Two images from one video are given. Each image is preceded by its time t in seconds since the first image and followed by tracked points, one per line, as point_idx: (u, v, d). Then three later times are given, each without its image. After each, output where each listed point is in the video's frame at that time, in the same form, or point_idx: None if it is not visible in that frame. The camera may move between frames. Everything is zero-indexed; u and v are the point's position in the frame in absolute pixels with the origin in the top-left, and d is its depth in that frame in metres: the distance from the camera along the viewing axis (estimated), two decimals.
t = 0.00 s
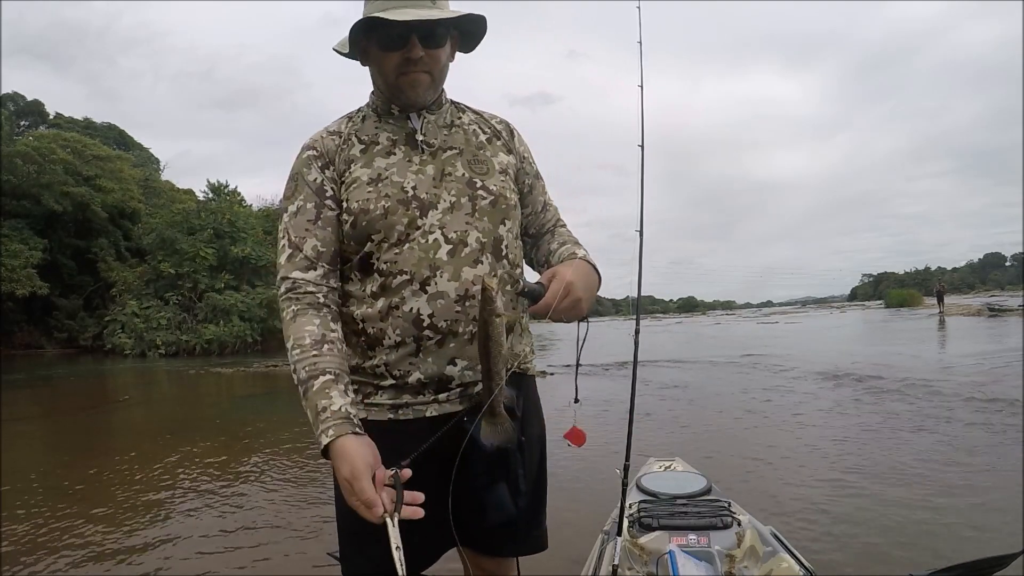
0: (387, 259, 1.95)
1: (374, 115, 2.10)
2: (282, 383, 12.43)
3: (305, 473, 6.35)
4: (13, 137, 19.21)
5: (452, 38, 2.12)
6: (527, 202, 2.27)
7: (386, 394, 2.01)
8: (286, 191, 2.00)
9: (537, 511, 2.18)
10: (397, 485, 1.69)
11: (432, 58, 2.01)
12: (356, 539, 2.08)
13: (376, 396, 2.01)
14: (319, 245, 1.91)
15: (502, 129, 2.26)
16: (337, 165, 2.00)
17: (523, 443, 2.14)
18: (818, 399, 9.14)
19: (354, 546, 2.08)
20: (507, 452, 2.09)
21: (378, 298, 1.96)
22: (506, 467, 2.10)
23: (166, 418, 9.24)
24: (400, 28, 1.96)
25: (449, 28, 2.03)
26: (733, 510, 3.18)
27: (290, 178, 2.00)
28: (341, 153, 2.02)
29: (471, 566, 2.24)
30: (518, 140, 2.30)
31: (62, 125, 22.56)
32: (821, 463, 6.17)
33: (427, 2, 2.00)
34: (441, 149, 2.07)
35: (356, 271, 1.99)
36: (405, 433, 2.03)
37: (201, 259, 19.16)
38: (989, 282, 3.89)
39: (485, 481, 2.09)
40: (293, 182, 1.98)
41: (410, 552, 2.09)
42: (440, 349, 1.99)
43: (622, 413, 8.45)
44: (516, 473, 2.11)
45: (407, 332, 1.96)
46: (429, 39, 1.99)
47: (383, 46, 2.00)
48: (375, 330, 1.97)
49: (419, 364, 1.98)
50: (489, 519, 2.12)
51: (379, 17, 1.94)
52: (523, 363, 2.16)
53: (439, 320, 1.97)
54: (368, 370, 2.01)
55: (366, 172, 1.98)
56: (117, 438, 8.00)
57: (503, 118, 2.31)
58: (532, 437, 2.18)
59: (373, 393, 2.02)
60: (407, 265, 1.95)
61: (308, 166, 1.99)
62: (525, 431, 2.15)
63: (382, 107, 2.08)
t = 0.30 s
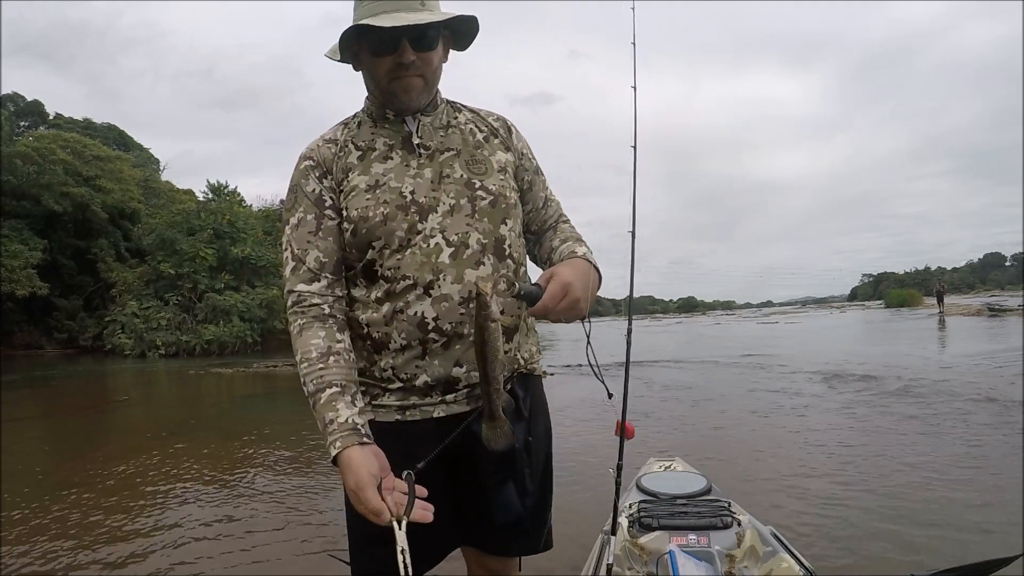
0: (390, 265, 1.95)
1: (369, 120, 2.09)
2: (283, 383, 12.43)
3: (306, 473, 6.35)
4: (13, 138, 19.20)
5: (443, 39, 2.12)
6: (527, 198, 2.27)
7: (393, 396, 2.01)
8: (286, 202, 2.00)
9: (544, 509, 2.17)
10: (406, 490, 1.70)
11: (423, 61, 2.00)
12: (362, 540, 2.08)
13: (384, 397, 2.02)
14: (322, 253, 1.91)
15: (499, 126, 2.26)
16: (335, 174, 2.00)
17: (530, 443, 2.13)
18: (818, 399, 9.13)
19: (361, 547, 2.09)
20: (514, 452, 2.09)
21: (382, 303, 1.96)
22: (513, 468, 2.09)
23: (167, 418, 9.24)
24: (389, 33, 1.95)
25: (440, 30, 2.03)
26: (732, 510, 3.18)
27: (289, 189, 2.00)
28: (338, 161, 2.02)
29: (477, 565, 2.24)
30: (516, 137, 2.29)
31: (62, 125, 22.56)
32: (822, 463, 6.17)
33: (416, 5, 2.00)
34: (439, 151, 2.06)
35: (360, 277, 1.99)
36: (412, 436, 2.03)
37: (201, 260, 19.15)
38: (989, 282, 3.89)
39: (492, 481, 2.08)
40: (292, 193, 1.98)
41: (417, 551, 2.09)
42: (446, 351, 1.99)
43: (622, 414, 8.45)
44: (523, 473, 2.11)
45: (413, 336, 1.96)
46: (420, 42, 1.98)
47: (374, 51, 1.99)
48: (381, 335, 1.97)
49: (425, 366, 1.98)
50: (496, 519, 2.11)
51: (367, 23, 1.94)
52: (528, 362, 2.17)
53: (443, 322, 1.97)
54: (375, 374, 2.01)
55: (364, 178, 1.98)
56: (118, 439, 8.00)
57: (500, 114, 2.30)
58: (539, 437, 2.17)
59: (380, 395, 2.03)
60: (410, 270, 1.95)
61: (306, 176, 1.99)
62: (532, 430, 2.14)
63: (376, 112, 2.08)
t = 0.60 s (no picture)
0: (389, 266, 1.95)
1: (368, 121, 2.10)
2: (283, 383, 12.42)
3: (306, 473, 6.35)
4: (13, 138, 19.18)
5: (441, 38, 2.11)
6: (529, 198, 2.26)
7: (395, 396, 2.01)
8: (285, 204, 2.02)
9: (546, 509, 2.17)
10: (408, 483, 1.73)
11: (421, 61, 2.00)
12: (364, 540, 2.09)
13: (386, 398, 2.02)
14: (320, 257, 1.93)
15: (500, 125, 2.26)
16: (334, 176, 2.02)
17: (532, 443, 2.13)
18: (818, 399, 9.13)
19: (362, 546, 2.09)
20: (516, 453, 2.09)
21: (382, 304, 1.97)
22: (515, 468, 2.09)
23: (166, 418, 9.23)
24: (387, 33, 1.95)
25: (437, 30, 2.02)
26: (732, 510, 3.17)
27: (288, 191, 2.02)
28: (336, 164, 2.03)
29: (478, 565, 2.24)
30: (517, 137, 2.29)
31: (62, 125, 22.54)
32: (821, 463, 6.17)
33: (413, 5, 2.00)
34: (437, 152, 2.06)
35: (361, 278, 2.00)
36: (412, 436, 2.02)
37: (201, 260, 19.15)
38: (989, 283, 3.89)
39: (493, 482, 2.08)
40: (292, 196, 2.00)
41: (418, 551, 2.08)
42: (446, 352, 1.99)
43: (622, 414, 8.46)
44: (525, 474, 2.11)
45: (413, 337, 1.96)
46: (418, 42, 1.98)
47: (371, 51, 1.98)
48: (381, 335, 1.97)
49: (426, 368, 1.98)
50: (498, 520, 2.10)
51: (364, 25, 1.94)
52: (530, 362, 2.17)
53: (443, 324, 1.97)
54: (376, 376, 2.01)
55: (362, 180, 1.99)
56: (117, 439, 7.99)
57: (500, 113, 2.30)
58: (541, 437, 2.16)
59: (382, 396, 2.02)
60: (408, 272, 1.95)
61: (304, 179, 2.01)
62: (533, 431, 2.14)
63: (375, 113, 2.08)
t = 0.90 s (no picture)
0: (388, 266, 1.96)
1: (370, 119, 2.09)
2: (283, 383, 12.42)
3: (306, 473, 6.36)
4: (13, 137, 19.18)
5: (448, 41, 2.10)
6: (529, 199, 2.28)
7: (392, 394, 2.02)
8: (285, 200, 2.01)
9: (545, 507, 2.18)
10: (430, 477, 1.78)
11: (428, 65, 1.99)
12: (365, 541, 2.09)
13: (383, 396, 2.02)
14: (320, 256, 1.93)
15: (501, 126, 2.26)
16: (335, 174, 2.01)
17: (529, 443, 2.14)
18: (818, 399, 9.13)
19: (363, 545, 2.09)
20: (514, 451, 2.11)
21: (381, 303, 1.97)
22: (513, 467, 2.11)
23: (166, 418, 9.23)
24: (396, 37, 1.93)
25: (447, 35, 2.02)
26: (732, 510, 3.18)
27: (288, 187, 2.01)
28: (338, 161, 2.02)
29: (478, 567, 2.25)
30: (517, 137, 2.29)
31: (62, 124, 22.53)
32: (821, 463, 6.18)
33: (422, 10, 1.99)
34: (440, 152, 2.06)
35: (359, 276, 2.00)
36: (410, 434, 2.03)
37: (201, 259, 19.16)
38: (990, 282, 3.89)
39: (491, 480, 2.10)
40: (292, 192, 1.99)
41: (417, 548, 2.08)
42: (443, 351, 2.00)
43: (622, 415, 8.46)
44: (523, 473, 2.12)
45: (411, 336, 1.97)
46: (425, 46, 1.97)
47: (376, 52, 1.96)
48: (379, 334, 1.97)
49: (423, 367, 1.99)
50: (495, 518, 2.12)
51: (372, 28, 1.91)
52: (527, 361, 2.17)
53: (441, 324, 1.97)
54: (374, 375, 2.02)
55: (363, 179, 1.99)
56: (118, 438, 7.98)
57: (502, 114, 2.31)
58: (539, 437, 2.18)
59: (379, 394, 2.03)
60: (408, 272, 1.95)
61: (305, 176, 1.99)
62: (531, 431, 2.16)
63: (377, 112, 2.07)
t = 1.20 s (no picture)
0: (372, 267, 1.97)
1: (379, 114, 2.03)
2: (283, 383, 12.41)
3: (306, 473, 6.36)
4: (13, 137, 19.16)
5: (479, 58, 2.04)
6: (525, 209, 2.30)
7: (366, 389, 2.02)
8: (279, 181, 1.96)
9: (528, 513, 2.20)
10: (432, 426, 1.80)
11: (458, 86, 1.93)
12: (346, 536, 2.08)
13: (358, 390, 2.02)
14: (304, 245, 1.93)
15: (505, 135, 2.24)
16: (335, 165, 1.97)
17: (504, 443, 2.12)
18: (818, 399, 9.12)
19: (344, 543, 2.08)
20: (486, 452, 2.09)
21: (361, 300, 2.00)
22: (486, 467, 2.09)
23: (166, 418, 9.22)
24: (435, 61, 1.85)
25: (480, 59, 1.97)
26: (732, 510, 3.17)
27: (284, 169, 1.96)
28: (339, 153, 1.97)
29: (470, 568, 2.27)
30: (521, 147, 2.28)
31: (62, 124, 22.51)
32: (821, 463, 6.17)
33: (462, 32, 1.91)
34: (441, 161, 2.04)
35: (343, 270, 2.04)
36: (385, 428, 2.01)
37: (201, 259, 19.16)
38: (990, 282, 3.89)
39: (463, 479, 2.08)
40: (288, 175, 1.94)
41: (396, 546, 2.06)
42: (417, 351, 2.00)
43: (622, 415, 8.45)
44: (495, 474, 2.10)
45: (385, 335, 1.98)
46: (460, 69, 1.90)
47: (407, 66, 1.87)
48: (358, 330, 2.01)
49: (395, 365, 2.00)
50: (469, 516, 2.12)
51: (414, 50, 1.82)
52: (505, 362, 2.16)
53: (417, 327, 1.98)
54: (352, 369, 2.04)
55: (361, 179, 1.96)
56: (118, 439, 7.97)
57: (507, 121, 2.28)
58: (515, 437, 2.15)
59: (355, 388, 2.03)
60: (390, 276, 1.96)
61: (303, 162, 1.94)
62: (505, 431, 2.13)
63: (388, 110, 2.01)
